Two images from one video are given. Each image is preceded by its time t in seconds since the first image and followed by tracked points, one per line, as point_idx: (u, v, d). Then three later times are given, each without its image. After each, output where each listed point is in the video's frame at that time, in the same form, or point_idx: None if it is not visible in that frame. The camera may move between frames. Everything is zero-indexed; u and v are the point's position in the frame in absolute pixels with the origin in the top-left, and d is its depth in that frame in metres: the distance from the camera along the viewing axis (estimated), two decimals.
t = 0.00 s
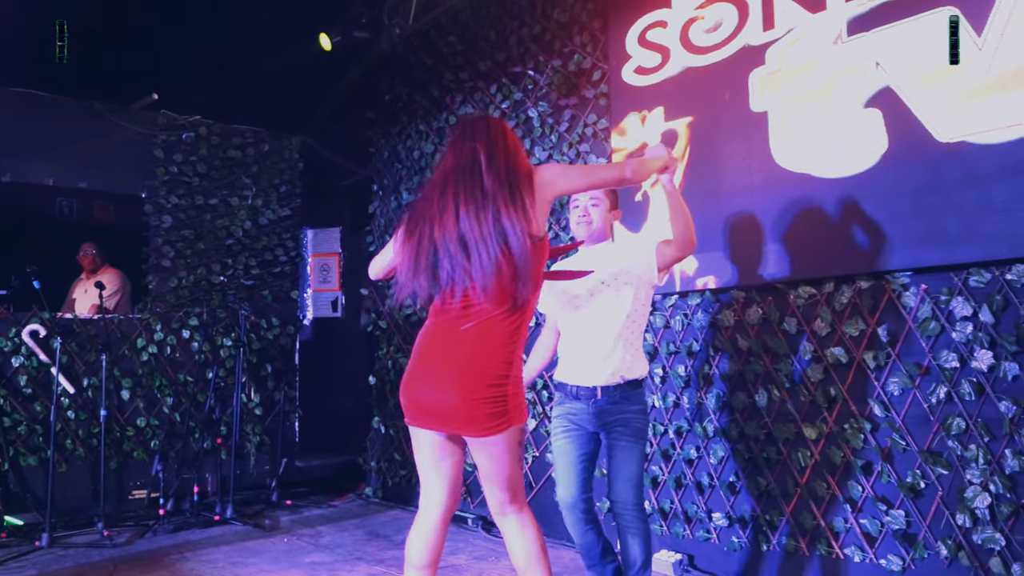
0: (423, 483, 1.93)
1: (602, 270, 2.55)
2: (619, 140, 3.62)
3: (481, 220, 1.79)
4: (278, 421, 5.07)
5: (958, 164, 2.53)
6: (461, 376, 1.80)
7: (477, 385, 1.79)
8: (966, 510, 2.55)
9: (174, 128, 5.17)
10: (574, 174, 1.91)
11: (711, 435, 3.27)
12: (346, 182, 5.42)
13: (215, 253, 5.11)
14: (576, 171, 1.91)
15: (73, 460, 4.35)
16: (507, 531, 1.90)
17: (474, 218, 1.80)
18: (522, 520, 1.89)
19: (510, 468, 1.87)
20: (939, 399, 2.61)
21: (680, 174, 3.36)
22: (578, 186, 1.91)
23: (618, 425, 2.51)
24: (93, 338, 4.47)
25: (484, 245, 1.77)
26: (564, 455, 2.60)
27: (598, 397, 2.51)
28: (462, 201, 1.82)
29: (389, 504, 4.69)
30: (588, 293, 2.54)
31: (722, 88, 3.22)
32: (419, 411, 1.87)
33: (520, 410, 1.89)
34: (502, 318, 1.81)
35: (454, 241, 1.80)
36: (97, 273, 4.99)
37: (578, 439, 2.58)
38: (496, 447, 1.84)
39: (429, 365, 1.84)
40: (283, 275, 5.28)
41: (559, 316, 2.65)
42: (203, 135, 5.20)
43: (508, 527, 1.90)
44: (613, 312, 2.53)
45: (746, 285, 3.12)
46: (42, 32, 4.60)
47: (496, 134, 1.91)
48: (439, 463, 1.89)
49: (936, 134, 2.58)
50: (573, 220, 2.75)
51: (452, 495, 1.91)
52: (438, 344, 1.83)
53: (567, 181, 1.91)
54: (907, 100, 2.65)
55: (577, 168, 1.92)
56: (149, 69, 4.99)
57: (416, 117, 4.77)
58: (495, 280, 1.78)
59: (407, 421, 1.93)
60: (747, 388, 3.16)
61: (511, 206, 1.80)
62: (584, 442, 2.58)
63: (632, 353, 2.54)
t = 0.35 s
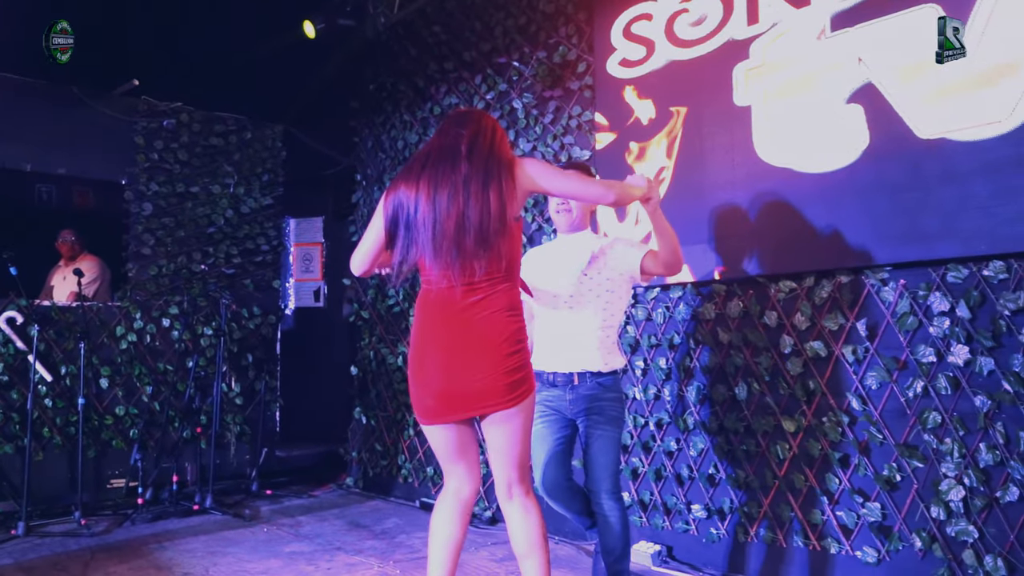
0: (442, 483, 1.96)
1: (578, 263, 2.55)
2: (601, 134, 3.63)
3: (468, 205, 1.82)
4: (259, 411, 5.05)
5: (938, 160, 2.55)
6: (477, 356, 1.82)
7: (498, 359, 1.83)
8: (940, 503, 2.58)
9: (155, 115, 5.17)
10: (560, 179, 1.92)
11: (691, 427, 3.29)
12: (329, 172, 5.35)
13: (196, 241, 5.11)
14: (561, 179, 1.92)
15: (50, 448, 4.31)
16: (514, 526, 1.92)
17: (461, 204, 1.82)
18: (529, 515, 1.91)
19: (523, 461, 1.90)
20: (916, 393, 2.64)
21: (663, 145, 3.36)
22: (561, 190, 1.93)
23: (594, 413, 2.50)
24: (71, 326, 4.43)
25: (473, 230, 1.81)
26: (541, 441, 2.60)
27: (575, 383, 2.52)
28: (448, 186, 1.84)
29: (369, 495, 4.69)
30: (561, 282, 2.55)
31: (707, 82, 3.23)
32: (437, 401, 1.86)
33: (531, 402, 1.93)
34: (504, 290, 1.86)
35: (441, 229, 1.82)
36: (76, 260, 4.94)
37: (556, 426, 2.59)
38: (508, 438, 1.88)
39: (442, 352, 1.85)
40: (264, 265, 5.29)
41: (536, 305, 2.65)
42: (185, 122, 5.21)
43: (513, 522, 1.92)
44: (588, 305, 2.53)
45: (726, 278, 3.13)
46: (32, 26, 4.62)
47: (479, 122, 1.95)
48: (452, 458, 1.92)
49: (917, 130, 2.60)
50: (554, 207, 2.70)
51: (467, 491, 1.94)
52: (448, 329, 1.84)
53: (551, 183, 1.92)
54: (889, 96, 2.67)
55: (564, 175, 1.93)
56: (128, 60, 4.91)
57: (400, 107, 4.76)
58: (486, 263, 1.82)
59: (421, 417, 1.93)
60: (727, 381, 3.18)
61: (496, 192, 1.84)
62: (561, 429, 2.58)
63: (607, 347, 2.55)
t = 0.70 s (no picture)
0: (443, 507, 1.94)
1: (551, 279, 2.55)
2: (582, 131, 3.63)
3: (452, 226, 1.83)
4: (237, 406, 5.01)
5: (914, 158, 2.57)
6: (487, 363, 1.82)
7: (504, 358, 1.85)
8: (915, 497, 2.61)
9: (132, 106, 5.10)
10: (534, 230, 1.94)
11: (671, 422, 3.30)
12: (309, 166, 5.30)
13: (174, 235, 5.06)
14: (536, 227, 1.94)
15: (24, 443, 4.25)
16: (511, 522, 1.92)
17: (445, 227, 1.83)
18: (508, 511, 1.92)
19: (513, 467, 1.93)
20: (892, 389, 2.67)
21: (646, 128, 3.37)
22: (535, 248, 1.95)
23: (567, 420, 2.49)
24: (45, 320, 4.37)
25: (459, 250, 1.82)
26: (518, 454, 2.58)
27: (548, 393, 2.52)
28: (430, 208, 1.84)
29: (349, 490, 4.68)
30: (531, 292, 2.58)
31: (687, 78, 3.23)
32: (450, 416, 1.82)
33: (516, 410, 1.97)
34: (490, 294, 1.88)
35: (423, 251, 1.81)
36: (51, 254, 4.87)
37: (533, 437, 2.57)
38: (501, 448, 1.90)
39: (448, 365, 1.80)
40: (243, 258, 5.25)
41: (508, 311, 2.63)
42: (162, 114, 5.14)
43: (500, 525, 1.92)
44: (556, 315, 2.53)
45: (703, 274, 3.15)
46: (30, 23, 4.73)
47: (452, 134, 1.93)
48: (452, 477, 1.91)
49: (894, 127, 2.62)
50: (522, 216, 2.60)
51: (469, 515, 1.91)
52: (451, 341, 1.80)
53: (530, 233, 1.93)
54: (867, 93, 2.69)
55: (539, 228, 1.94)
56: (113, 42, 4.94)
57: (381, 100, 4.75)
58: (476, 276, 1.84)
59: (425, 433, 1.88)
60: (705, 376, 3.20)
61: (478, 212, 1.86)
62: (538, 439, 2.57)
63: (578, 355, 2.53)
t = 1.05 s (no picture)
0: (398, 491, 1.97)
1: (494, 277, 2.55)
2: (564, 129, 3.63)
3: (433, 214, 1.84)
4: (218, 406, 4.97)
5: (893, 156, 2.60)
6: (428, 355, 1.80)
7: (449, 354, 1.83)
8: (894, 492, 2.63)
9: (111, 104, 5.04)
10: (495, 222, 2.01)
11: (653, 419, 3.31)
12: (290, 164, 5.37)
13: (153, 233, 5.01)
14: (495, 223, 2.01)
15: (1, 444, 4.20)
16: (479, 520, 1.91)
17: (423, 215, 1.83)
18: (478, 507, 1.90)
19: (473, 456, 1.90)
20: (871, 385, 2.69)
21: (629, 114, 3.37)
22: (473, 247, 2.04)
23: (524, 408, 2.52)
24: (23, 319, 4.32)
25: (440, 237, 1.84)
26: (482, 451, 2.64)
27: (503, 385, 2.55)
28: (406, 195, 1.84)
29: (331, 489, 4.66)
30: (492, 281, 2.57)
31: (668, 76, 3.24)
32: (391, 402, 1.83)
33: (480, 400, 1.94)
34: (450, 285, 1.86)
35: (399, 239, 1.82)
36: (28, 252, 4.82)
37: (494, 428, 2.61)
38: (458, 435, 1.87)
39: (394, 353, 1.81)
40: (224, 258, 5.21)
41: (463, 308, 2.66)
42: (141, 112, 5.09)
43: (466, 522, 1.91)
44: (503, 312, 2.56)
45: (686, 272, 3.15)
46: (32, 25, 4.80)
47: (421, 125, 1.94)
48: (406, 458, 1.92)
49: (873, 126, 2.65)
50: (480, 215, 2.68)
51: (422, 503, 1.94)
52: (397, 330, 1.81)
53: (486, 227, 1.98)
54: (846, 92, 2.71)
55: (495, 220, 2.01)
56: (109, 40, 4.99)
57: (362, 98, 4.73)
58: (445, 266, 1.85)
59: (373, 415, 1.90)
60: (687, 374, 3.21)
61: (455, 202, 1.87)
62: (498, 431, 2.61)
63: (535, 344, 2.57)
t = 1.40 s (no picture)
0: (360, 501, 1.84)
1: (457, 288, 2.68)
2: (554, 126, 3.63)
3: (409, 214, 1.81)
4: (209, 407, 4.95)
5: (881, 152, 2.61)
6: (357, 360, 1.70)
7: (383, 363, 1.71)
8: (885, 487, 2.65)
9: (99, 104, 4.99)
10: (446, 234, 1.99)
11: (645, 416, 3.32)
12: (280, 163, 5.35)
13: (143, 234, 4.99)
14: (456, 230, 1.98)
15: None
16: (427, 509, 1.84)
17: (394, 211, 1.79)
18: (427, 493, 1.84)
19: (427, 453, 1.82)
20: (862, 380, 2.70)
21: (623, 99, 3.36)
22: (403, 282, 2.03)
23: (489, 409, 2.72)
24: (11, 320, 4.29)
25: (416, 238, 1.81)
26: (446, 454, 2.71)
27: (464, 389, 2.70)
28: (375, 191, 1.80)
29: (323, 490, 4.65)
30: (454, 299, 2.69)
31: (657, 74, 3.25)
32: (322, 400, 1.76)
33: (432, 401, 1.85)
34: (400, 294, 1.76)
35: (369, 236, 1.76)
36: (16, 254, 4.79)
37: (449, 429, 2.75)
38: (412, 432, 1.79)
39: (326, 355, 1.73)
40: (214, 258, 5.21)
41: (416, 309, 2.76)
42: (129, 112, 5.04)
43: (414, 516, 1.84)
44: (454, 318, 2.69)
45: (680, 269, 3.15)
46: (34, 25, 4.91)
47: (391, 124, 1.92)
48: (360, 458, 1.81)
49: (861, 123, 2.66)
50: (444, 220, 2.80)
51: (387, 502, 1.83)
52: (330, 333, 1.73)
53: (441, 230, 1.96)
54: (834, 89, 2.72)
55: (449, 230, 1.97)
56: (105, 41, 5.09)
57: (352, 97, 4.72)
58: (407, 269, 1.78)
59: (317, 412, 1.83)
60: (679, 371, 3.21)
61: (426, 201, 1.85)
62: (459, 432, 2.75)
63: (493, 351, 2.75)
